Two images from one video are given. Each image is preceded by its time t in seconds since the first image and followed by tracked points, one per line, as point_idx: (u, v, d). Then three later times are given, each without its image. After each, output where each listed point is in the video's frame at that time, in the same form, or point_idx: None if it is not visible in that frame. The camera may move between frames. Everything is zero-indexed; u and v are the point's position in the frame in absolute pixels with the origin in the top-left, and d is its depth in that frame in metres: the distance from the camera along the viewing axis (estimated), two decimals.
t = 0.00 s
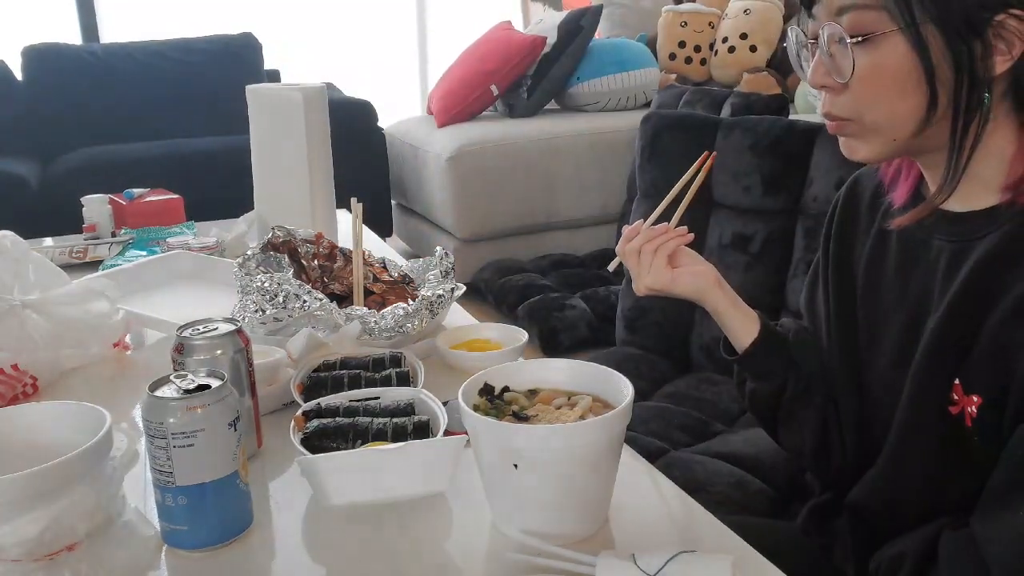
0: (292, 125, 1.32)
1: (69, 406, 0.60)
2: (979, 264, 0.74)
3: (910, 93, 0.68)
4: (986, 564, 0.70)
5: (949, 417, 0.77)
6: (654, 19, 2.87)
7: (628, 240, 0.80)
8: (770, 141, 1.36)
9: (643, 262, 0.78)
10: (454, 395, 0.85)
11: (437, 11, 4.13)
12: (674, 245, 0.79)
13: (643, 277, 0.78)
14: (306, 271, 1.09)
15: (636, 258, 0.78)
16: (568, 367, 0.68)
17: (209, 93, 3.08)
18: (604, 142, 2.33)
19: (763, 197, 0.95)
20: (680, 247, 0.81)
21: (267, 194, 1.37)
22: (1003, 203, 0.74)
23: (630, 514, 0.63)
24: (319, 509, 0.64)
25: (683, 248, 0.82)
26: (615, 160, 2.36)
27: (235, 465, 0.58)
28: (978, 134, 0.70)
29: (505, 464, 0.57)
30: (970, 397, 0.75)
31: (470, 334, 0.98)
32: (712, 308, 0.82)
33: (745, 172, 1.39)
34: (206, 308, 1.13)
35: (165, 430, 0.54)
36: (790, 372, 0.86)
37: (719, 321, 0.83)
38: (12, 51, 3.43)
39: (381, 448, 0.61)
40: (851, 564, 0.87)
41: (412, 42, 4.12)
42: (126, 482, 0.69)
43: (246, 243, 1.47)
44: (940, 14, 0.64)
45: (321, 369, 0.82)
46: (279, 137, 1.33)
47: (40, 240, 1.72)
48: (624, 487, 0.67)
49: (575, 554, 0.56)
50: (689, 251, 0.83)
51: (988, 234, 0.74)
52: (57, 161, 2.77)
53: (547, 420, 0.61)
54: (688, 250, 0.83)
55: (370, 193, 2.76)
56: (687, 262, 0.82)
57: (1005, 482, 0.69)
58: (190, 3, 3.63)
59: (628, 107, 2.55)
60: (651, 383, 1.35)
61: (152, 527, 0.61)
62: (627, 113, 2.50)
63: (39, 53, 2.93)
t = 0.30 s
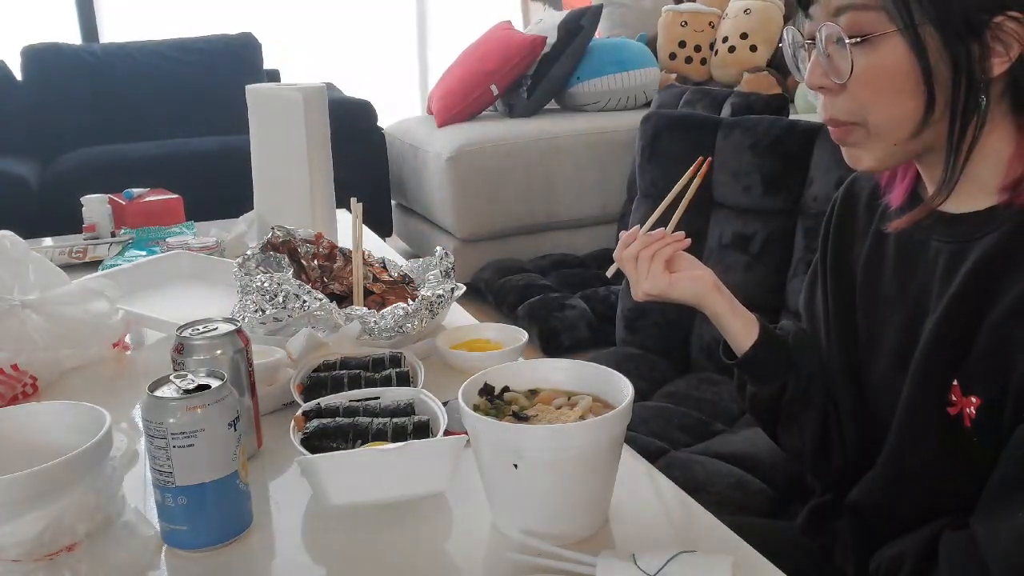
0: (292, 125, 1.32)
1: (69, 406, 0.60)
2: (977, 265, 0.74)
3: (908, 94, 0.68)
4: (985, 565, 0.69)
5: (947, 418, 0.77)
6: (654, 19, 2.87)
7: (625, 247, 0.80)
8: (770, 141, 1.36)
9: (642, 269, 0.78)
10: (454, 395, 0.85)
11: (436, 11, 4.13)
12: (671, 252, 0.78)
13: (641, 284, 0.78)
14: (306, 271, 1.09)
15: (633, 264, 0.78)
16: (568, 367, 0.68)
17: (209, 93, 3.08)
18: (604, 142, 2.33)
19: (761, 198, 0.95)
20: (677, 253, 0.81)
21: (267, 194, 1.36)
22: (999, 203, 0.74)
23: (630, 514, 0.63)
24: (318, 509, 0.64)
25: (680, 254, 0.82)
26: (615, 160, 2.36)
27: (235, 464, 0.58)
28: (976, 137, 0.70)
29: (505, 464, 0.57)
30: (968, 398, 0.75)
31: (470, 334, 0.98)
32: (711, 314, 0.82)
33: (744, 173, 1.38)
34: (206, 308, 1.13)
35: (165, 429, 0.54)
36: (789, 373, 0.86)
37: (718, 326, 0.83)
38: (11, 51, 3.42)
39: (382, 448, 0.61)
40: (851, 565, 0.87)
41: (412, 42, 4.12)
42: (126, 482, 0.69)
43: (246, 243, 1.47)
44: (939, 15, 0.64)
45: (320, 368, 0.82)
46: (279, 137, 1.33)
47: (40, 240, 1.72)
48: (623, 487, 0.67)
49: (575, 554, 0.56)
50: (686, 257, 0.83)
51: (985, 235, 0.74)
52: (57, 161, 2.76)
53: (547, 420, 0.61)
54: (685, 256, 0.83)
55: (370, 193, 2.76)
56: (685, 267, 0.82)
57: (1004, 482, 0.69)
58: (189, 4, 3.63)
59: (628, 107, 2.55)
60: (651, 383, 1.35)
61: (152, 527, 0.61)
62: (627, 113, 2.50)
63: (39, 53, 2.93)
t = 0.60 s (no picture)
0: (292, 125, 1.32)
1: (69, 406, 0.60)
2: (975, 265, 0.74)
3: (907, 95, 0.68)
4: (985, 565, 0.69)
5: (946, 418, 0.77)
6: (654, 19, 2.87)
7: (625, 248, 0.79)
8: (770, 141, 1.36)
9: (641, 271, 0.77)
10: (454, 396, 0.85)
11: (436, 10, 4.13)
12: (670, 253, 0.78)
13: (641, 286, 0.77)
14: (306, 271, 1.09)
15: (632, 266, 0.78)
16: (568, 367, 0.68)
17: (209, 93, 3.08)
18: (604, 142, 2.33)
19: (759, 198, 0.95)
20: (675, 254, 0.81)
21: (267, 194, 1.36)
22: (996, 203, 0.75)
23: (630, 514, 0.63)
24: (318, 509, 0.64)
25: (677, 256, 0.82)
26: (615, 160, 2.36)
27: (235, 464, 0.58)
28: (975, 138, 0.70)
29: (505, 464, 0.57)
30: (967, 399, 0.75)
31: (470, 334, 0.98)
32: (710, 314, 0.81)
33: (745, 173, 1.38)
34: (206, 308, 1.13)
35: (165, 429, 0.54)
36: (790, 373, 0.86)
37: (718, 326, 0.83)
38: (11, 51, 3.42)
39: (381, 448, 0.61)
40: (851, 565, 0.87)
41: (412, 42, 4.12)
42: (126, 482, 0.69)
43: (246, 243, 1.47)
44: (940, 15, 0.64)
45: (320, 368, 0.82)
46: (279, 137, 1.33)
47: (40, 240, 1.72)
48: (622, 486, 0.67)
49: (574, 554, 0.56)
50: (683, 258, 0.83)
51: (982, 235, 0.74)
52: (57, 161, 2.76)
53: (547, 420, 0.61)
54: (682, 257, 0.83)
55: (370, 193, 2.76)
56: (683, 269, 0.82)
57: (1002, 483, 0.69)
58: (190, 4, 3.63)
59: (628, 107, 2.55)
60: (651, 383, 1.35)
61: (151, 527, 0.61)
62: (627, 112, 2.50)
63: (39, 53, 2.93)
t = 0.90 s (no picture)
0: (291, 126, 1.33)
1: (69, 406, 0.61)
2: (973, 266, 0.75)
3: (915, 91, 0.67)
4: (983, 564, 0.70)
5: (944, 419, 0.78)
6: (654, 19, 2.87)
7: (620, 253, 0.80)
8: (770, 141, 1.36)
9: (638, 276, 0.78)
10: (454, 395, 0.85)
11: (436, 11, 4.14)
12: (665, 257, 0.79)
13: (638, 290, 0.78)
14: (307, 271, 1.09)
15: (630, 270, 0.79)
16: (568, 367, 0.68)
17: (210, 93, 3.08)
18: (604, 142, 2.33)
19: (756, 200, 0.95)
20: (674, 257, 0.81)
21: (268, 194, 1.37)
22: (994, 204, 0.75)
23: (630, 513, 0.64)
24: (319, 508, 0.64)
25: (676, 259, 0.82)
26: (615, 160, 2.36)
27: (236, 465, 0.58)
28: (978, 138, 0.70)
29: (504, 464, 0.58)
30: (965, 400, 0.76)
31: (470, 334, 0.99)
32: (708, 316, 0.82)
33: (745, 173, 1.39)
34: (207, 308, 1.13)
35: (166, 430, 0.54)
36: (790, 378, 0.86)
37: (716, 329, 0.83)
38: (12, 51, 3.43)
39: (381, 447, 0.61)
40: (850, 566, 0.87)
41: (412, 42, 4.13)
42: (127, 481, 0.69)
43: (246, 244, 1.47)
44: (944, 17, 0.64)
45: (321, 368, 0.82)
46: (279, 138, 1.33)
47: (41, 240, 1.73)
48: (622, 486, 0.68)
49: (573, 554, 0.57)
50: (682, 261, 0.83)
51: (979, 237, 0.75)
52: (57, 161, 2.77)
53: (546, 420, 0.62)
54: (681, 260, 0.82)
55: (370, 194, 2.76)
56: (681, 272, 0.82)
57: (1002, 482, 0.69)
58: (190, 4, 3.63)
59: (627, 107, 2.56)
60: (651, 383, 1.35)
61: (152, 526, 0.61)
62: (627, 113, 2.50)
63: (40, 54, 2.93)
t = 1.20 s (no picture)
0: (291, 126, 1.32)
1: (68, 406, 0.60)
2: (979, 264, 0.74)
3: (984, 72, 0.67)
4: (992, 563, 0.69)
5: (949, 420, 0.77)
6: (654, 19, 2.87)
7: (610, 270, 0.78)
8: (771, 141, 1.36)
9: (630, 296, 0.76)
10: (454, 396, 0.85)
11: (436, 10, 4.14)
12: (654, 276, 0.77)
13: (628, 308, 0.77)
14: (306, 271, 1.09)
15: (621, 289, 0.77)
16: (568, 368, 0.68)
17: (209, 94, 3.08)
18: (603, 142, 2.33)
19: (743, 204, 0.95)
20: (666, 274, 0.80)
21: (267, 194, 1.36)
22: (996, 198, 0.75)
23: (630, 514, 0.63)
24: (317, 509, 0.64)
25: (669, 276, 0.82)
26: (615, 160, 2.36)
27: (235, 465, 0.58)
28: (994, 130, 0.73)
29: (505, 464, 0.57)
30: (971, 400, 0.75)
31: (469, 334, 0.98)
32: (700, 330, 0.81)
33: (746, 174, 1.39)
34: (207, 308, 1.13)
35: (165, 430, 0.54)
36: (786, 385, 0.84)
37: (709, 344, 0.82)
38: (11, 51, 3.42)
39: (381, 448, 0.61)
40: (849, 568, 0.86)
41: (411, 42, 4.12)
42: (126, 482, 0.69)
43: (246, 244, 1.47)
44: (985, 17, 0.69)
45: (320, 368, 0.82)
46: (279, 138, 1.33)
47: (40, 240, 1.72)
48: (622, 486, 0.67)
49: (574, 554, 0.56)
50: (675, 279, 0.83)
51: (982, 237, 0.75)
52: (57, 161, 2.77)
53: (547, 420, 0.61)
54: (673, 277, 0.82)
55: (370, 193, 2.76)
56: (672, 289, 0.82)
57: (1012, 480, 0.69)
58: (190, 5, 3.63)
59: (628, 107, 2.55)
60: (652, 383, 1.35)
61: (150, 527, 0.61)
62: (627, 112, 2.50)
63: (39, 54, 2.93)
